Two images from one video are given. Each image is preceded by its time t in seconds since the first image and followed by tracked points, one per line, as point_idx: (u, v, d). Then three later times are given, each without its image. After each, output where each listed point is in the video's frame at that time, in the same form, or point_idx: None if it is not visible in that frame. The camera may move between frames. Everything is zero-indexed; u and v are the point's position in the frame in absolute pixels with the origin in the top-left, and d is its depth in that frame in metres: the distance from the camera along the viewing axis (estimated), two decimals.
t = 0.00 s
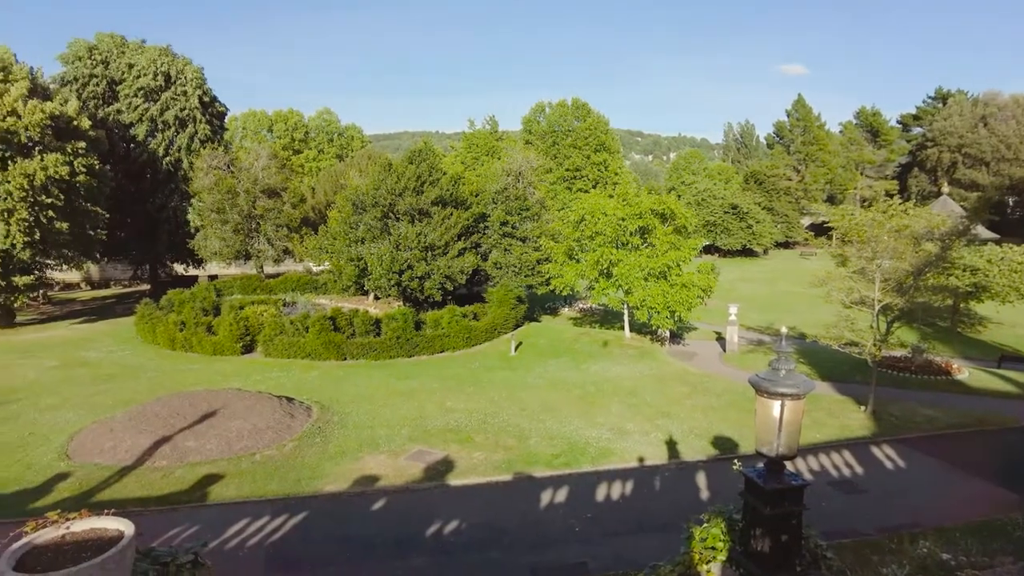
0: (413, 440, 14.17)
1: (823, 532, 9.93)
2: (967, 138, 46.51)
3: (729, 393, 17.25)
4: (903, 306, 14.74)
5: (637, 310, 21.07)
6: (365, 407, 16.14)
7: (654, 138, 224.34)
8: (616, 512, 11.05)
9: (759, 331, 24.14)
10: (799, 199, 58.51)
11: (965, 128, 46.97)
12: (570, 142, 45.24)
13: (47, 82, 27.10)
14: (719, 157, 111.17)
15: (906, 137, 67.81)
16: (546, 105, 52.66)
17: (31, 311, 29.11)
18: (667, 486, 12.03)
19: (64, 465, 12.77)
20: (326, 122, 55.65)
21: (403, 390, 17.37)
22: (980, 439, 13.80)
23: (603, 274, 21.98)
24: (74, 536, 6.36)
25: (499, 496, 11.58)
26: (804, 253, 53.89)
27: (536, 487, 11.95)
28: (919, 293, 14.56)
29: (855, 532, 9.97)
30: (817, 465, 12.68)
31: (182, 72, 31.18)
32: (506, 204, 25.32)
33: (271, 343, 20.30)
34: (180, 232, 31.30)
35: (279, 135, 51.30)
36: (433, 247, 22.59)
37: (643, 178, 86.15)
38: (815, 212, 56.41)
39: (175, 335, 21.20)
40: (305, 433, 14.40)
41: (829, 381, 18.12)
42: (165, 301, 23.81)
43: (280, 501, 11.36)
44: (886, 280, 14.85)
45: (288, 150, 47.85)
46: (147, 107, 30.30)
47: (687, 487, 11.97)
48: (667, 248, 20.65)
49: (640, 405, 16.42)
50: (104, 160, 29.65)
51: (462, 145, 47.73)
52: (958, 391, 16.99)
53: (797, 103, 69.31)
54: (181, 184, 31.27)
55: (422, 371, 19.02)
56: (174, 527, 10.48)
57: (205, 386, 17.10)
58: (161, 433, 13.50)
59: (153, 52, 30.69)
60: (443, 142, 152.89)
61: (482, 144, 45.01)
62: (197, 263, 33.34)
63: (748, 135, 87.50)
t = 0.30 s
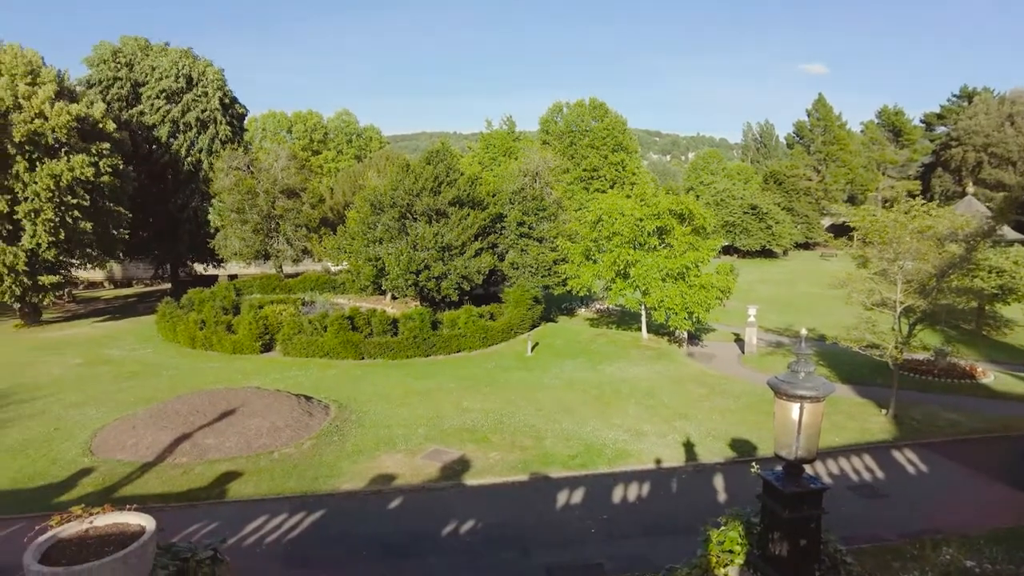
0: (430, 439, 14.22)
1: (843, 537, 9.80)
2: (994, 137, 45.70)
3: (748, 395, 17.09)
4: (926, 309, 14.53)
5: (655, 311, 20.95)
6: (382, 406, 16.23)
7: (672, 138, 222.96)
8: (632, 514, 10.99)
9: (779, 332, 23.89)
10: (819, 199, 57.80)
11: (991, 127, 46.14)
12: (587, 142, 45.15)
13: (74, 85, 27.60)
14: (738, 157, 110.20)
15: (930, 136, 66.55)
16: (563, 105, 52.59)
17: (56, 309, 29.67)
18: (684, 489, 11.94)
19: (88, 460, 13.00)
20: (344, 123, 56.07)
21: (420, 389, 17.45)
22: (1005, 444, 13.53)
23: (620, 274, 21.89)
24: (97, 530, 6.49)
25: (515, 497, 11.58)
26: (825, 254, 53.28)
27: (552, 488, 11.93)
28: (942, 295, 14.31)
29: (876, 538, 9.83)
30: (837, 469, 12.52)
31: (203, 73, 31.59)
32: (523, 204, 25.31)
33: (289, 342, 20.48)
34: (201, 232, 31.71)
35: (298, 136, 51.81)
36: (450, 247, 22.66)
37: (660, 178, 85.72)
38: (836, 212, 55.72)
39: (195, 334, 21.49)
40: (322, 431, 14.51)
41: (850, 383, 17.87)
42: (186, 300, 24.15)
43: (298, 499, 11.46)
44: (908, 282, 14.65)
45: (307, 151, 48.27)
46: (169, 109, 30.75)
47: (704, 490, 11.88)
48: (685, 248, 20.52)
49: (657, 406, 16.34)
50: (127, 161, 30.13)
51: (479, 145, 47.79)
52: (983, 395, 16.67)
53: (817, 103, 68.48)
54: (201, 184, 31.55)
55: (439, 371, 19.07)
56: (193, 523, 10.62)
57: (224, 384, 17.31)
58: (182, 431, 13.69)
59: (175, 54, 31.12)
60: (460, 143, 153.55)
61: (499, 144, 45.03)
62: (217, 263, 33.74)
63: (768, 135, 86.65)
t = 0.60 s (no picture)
0: (446, 439, 14.26)
1: (864, 542, 9.66)
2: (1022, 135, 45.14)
3: (766, 398, 16.92)
4: (950, 311, 14.26)
5: (672, 312, 20.83)
6: (399, 405, 16.31)
7: (690, 138, 221.69)
8: (649, 516, 10.92)
9: (798, 334, 23.62)
10: (840, 199, 57.13)
11: (1019, 125, 45.52)
12: (605, 142, 45.09)
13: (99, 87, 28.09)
14: (757, 157, 109.27)
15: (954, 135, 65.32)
16: (580, 106, 52.51)
17: (80, 307, 30.21)
18: (701, 491, 11.85)
19: (110, 456, 13.21)
20: (363, 123, 56.46)
21: (437, 389, 17.49)
22: None
23: (637, 275, 21.80)
24: (119, 525, 6.57)
25: (531, 497, 11.57)
26: (846, 254, 52.65)
27: (568, 489, 11.89)
28: (966, 297, 14.05)
29: (897, 543, 9.68)
30: (857, 472, 12.35)
31: (224, 75, 32.00)
32: (540, 204, 25.31)
33: (308, 341, 20.66)
34: (221, 232, 32.08)
35: (317, 137, 52.41)
36: (467, 248, 22.72)
37: (678, 179, 85.27)
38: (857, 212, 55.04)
39: (216, 332, 21.75)
40: (340, 429, 14.61)
41: (871, 386, 17.63)
42: (206, 299, 24.49)
43: (316, 497, 11.55)
44: (931, 283, 14.36)
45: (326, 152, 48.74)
46: (190, 110, 31.15)
47: (722, 492, 11.78)
48: (704, 249, 20.37)
49: (675, 407, 16.23)
50: (149, 161, 30.59)
51: (496, 145, 47.87)
52: (1009, 399, 16.34)
53: (838, 102, 67.68)
54: (221, 184, 31.84)
55: (456, 371, 19.11)
56: (212, 520, 10.75)
57: (243, 383, 17.49)
58: (202, 428, 13.85)
59: (196, 57, 31.54)
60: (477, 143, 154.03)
61: (516, 144, 45.07)
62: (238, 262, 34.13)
63: (788, 135, 85.74)
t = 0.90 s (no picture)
0: (463, 438, 14.29)
1: (884, 547, 9.53)
2: None
3: (786, 400, 16.76)
4: (974, 313, 14.01)
5: (691, 313, 20.68)
6: (416, 404, 16.38)
7: (708, 138, 219.99)
8: (666, 518, 10.87)
9: (818, 336, 23.36)
10: (861, 199, 56.42)
11: None
12: (622, 142, 44.94)
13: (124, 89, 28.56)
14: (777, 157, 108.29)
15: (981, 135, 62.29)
16: (598, 105, 52.33)
17: (103, 305, 30.72)
18: (719, 494, 11.75)
19: (132, 452, 13.43)
20: (381, 124, 56.81)
21: (453, 389, 17.54)
22: None
23: (654, 276, 21.71)
24: (140, 520, 6.62)
25: (548, 498, 11.57)
26: (867, 256, 51.96)
27: (585, 490, 11.87)
28: (992, 300, 13.82)
29: (919, 549, 9.53)
30: (878, 476, 12.18)
31: (244, 76, 32.38)
32: (557, 204, 25.29)
33: (326, 340, 20.84)
34: (241, 232, 32.43)
35: (336, 137, 52.85)
36: (484, 248, 22.76)
37: (697, 179, 84.77)
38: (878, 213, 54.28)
39: (235, 331, 22.00)
40: (357, 428, 14.71)
41: (892, 389, 17.38)
42: (226, 298, 24.78)
43: (333, 495, 11.65)
44: (955, 285, 14.11)
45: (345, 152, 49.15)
46: (211, 111, 31.55)
47: (740, 495, 11.68)
48: (722, 249, 20.25)
49: (692, 409, 16.12)
50: (171, 162, 31.03)
51: (513, 145, 47.88)
52: None
53: (859, 101, 66.82)
54: (241, 184, 32.25)
55: (473, 371, 19.15)
56: (232, 516, 10.88)
57: (262, 381, 17.66)
58: (221, 426, 14.02)
59: (217, 58, 31.93)
60: (493, 143, 154.27)
61: (534, 144, 45.05)
62: (257, 262, 34.48)
63: (808, 134, 84.77)
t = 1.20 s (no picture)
0: (479, 438, 14.31)
1: (906, 553, 9.38)
2: None
3: (805, 402, 16.57)
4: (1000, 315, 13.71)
5: (709, 314, 20.51)
6: (433, 403, 16.43)
7: (726, 137, 218.26)
8: (682, 520, 10.80)
9: (839, 338, 23.07)
10: (883, 200, 55.63)
11: None
12: (640, 142, 44.77)
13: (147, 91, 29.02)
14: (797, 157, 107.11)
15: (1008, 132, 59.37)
16: (616, 105, 52.07)
17: (126, 304, 31.22)
18: (736, 497, 11.65)
19: (154, 448, 13.63)
20: (399, 125, 57.09)
21: (470, 388, 17.57)
22: None
23: (672, 276, 21.59)
24: (161, 515, 6.70)
25: (563, 498, 11.55)
26: (889, 257, 51.25)
27: (601, 491, 11.83)
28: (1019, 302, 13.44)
29: (941, 555, 9.38)
30: (899, 481, 11.99)
31: (263, 77, 32.73)
32: (574, 204, 25.20)
33: (344, 339, 20.99)
34: (261, 231, 32.73)
35: (354, 138, 53.21)
36: (500, 248, 22.78)
37: (715, 179, 84.17)
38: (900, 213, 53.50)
39: (255, 330, 22.24)
40: (374, 426, 14.79)
41: (915, 392, 17.10)
42: (246, 297, 25.07)
43: (349, 493, 11.71)
44: (980, 286, 13.83)
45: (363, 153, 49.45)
46: (231, 112, 31.93)
47: (758, 498, 11.56)
48: (741, 250, 20.08)
49: (710, 411, 16.00)
50: (192, 162, 31.45)
51: (530, 145, 47.82)
52: None
53: (882, 99, 65.87)
54: (261, 184, 32.56)
55: (490, 370, 19.17)
56: (250, 513, 10.99)
57: (281, 379, 17.82)
58: (240, 423, 14.18)
59: (237, 60, 32.33)
60: (510, 143, 154.42)
61: (551, 144, 44.92)
62: (276, 261, 34.80)
63: (828, 134, 83.76)
